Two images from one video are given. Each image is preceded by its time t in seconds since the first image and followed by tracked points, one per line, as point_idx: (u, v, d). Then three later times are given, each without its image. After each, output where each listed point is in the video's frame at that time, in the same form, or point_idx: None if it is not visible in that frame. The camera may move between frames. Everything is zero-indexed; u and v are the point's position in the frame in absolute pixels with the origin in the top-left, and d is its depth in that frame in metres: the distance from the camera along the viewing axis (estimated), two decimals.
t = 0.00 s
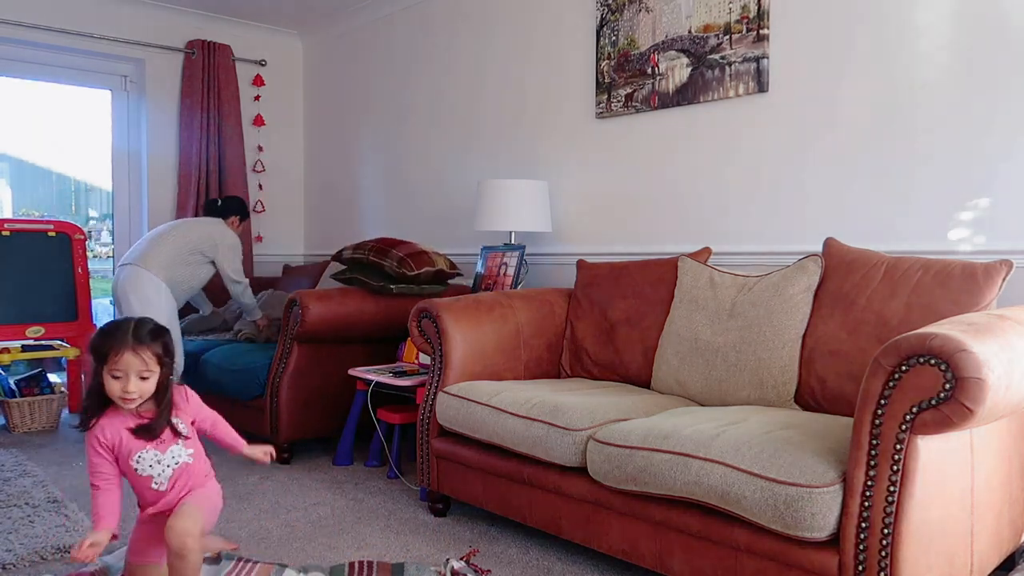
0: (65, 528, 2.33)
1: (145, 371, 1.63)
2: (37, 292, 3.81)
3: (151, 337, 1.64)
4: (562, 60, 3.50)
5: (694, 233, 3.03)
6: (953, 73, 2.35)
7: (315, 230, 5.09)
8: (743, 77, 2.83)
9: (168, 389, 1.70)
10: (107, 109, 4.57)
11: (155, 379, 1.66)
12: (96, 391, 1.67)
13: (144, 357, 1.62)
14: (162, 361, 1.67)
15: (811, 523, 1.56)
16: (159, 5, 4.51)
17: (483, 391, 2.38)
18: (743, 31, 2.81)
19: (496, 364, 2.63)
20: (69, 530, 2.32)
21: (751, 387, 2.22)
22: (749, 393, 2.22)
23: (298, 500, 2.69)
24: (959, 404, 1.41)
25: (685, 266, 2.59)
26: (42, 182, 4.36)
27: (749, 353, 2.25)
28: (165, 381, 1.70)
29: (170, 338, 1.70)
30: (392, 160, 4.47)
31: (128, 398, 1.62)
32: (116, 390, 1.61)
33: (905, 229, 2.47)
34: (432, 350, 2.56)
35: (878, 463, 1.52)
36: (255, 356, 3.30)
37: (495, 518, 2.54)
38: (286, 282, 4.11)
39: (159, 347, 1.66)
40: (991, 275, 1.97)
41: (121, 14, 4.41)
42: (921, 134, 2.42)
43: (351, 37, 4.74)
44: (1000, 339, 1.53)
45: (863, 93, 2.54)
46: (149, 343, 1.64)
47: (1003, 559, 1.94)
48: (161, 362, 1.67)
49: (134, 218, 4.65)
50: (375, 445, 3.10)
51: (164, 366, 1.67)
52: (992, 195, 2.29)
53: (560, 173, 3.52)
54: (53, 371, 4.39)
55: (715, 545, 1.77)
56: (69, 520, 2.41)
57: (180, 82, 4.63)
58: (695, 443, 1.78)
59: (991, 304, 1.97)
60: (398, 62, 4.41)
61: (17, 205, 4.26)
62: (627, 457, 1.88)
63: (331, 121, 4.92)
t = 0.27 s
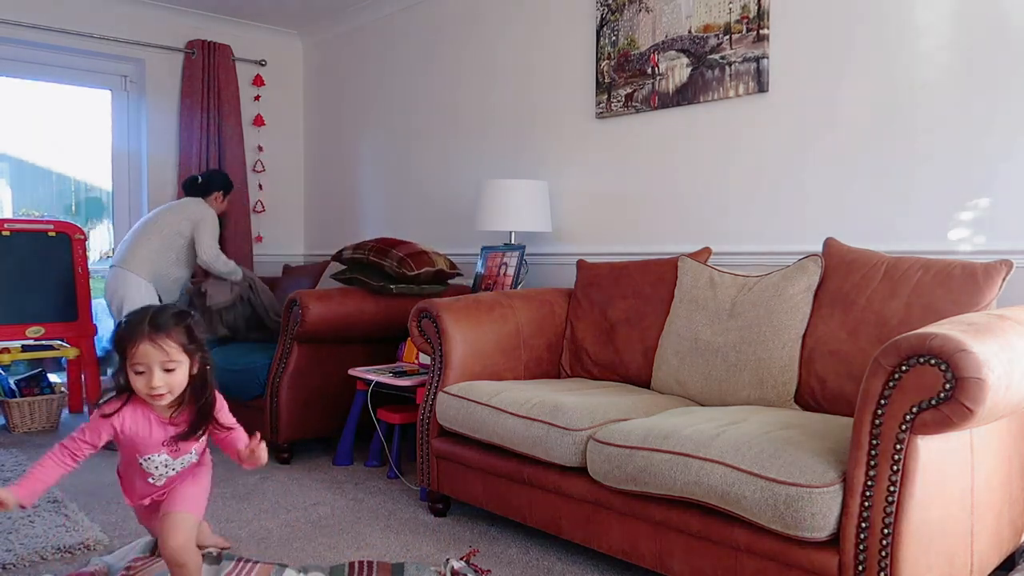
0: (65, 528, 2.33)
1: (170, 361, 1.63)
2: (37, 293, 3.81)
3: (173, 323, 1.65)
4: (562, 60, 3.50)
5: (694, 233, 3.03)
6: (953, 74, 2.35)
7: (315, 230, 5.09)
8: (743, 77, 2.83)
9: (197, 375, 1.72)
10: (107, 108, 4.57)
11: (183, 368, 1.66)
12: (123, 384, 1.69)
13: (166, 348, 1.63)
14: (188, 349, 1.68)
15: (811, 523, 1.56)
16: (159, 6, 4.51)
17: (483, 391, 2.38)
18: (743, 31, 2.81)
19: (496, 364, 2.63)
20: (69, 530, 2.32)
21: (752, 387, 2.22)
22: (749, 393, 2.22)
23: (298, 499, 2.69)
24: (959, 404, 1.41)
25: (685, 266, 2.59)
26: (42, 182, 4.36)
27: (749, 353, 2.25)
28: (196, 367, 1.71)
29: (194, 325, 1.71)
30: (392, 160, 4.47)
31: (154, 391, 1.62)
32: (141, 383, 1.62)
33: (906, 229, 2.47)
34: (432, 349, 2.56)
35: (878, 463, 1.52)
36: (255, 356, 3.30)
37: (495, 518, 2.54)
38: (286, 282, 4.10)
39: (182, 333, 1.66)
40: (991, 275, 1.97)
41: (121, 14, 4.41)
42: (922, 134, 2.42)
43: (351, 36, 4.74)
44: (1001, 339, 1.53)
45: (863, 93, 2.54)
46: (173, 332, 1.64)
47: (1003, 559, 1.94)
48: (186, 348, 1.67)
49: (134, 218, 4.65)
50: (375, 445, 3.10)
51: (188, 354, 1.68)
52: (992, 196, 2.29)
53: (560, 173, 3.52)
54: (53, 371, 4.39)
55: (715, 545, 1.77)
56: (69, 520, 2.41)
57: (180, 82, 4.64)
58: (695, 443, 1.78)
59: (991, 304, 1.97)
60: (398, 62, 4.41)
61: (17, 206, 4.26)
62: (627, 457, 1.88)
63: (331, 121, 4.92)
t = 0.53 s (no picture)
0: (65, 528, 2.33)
1: (136, 325, 1.42)
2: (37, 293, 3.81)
3: (135, 282, 1.44)
4: (562, 59, 3.50)
5: (694, 233, 3.03)
6: (953, 74, 2.35)
7: (315, 230, 5.09)
8: (743, 77, 2.83)
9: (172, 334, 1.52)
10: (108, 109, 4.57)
11: (149, 330, 1.45)
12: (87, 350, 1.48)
13: (129, 313, 1.42)
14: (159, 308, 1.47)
15: (812, 523, 1.56)
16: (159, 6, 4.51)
17: (483, 391, 2.38)
18: (743, 31, 2.81)
19: (495, 364, 2.63)
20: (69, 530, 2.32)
21: (752, 387, 2.22)
22: (749, 393, 2.22)
23: (298, 500, 2.69)
24: (959, 404, 1.41)
25: (685, 266, 2.59)
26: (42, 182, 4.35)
27: (749, 353, 2.24)
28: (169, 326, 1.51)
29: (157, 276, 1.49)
30: (392, 160, 4.47)
31: (122, 361, 1.42)
32: (107, 353, 1.42)
33: (906, 229, 2.47)
34: (432, 349, 2.56)
35: (878, 463, 1.52)
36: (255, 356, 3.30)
37: (495, 518, 2.54)
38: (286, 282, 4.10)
39: (144, 287, 1.45)
40: (991, 275, 1.97)
41: (121, 14, 4.42)
42: (922, 135, 2.42)
43: (351, 36, 4.74)
44: (1001, 339, 1.53)
45: (864, 93, 2.54)
46: (135, 293, 1.43)
47: (1003, 559, 1.94)
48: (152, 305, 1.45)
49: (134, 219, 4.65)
50: (375, 445, 3.10)
51: (158, 315, 1.47)
52: (992, 196, 2.29)
53: (560, 173, 3.52)
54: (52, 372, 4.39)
55: (715, 546, 1.77)
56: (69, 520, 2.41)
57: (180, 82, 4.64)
58: (695, 443, 1.78)
59: (991, 304, 1.97)
60: (398, 61, 4.41)
61: (18, 206, 4.25)
62: (627, 457, 1.88)
63: (331, 121, 4.92)
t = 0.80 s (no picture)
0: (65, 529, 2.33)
1: (73, 325, 0.93)
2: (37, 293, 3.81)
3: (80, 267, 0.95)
4: (562, 59, 3.50)
5: (694, 233, 3.03)
6: (953, 74, 2.35)
7: (315, 230, 5.09)
8: (743, 77, 2.82)
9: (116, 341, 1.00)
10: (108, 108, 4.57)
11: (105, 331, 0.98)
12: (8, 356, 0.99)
13: (67, 305, 0.92)
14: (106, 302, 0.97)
15: (811, 523, 1.56)
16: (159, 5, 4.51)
17: (483, 391, 2.38)
18: (743, 31, 2.81)
19: (495, 363, 2.63)
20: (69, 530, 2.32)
21: (751, 387, 2.22)
22: (749, 393, 2.22)
23: (299, 500, 2.68)
24: (959, 404, 1.41)
25: (685, 265, 2.59)
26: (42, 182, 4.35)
27: (749, 353, 2.24)
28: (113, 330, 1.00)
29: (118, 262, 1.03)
30: (392, 159, 4.47)
31: (53, 373, 0.92)
32: (32, 362, 0.92)
33: (905, 230, 2.47)
34: (432, 349, 2.56)
35: (878, 463, 1.52)
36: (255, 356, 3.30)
37: (495, 518, 2.54)
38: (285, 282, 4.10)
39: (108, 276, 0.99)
40: (991, 275, 1.97)
41: (121, 14, 4.41)
42: (922, 135, 2.42)
43: (350, 36, 4.74)
44: (1000, 339, 1.53)
45: (864, 92, 2.54)
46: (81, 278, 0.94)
47: (1003, 559, 1.94)
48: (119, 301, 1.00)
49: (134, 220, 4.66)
50: (375, 445, 3.10)
51: (105, 312, 0.97)
52: (992, 196, 2.29)
53: (560, 173, 3.52)
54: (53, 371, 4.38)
55: (715, 546, 1.77)
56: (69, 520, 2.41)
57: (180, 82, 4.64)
58: (695, 443, 1.78)
59: (991, 304, 1.97)
60: (397, 61, 4.42)
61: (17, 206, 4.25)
62: (627, 457, 1.88)
63: (330, 121, 4.92)
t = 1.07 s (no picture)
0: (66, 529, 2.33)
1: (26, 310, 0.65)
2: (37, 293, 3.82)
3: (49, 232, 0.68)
4: (563, 59, 3.49)
5: (694, 233, 3.03)
6: (953, 74, 2.35)
7: (315, 230, 5.09)
8: (743, 77, 2.83)
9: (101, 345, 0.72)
10: (108, 109, 4.57)
11: (88, 332, 0.70)
12: None
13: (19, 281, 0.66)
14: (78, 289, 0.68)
15: (812, 523, 1.56)
16: (159, 6, 4.51)
17: (483, 391, 2.38)
18: (743, 31, 2.81)
19: (495, 363, 2.63)
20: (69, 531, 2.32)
21: (751, 387, 2.22)
22: (749, 393, 2.22)
23: (299, 500, 2.68)
24: (959, 404, 1.41)
25: (685, 265, 2.59)
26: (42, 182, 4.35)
27: (749, 353, 2.24)
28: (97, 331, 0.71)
29: (120, 240, 0.74)
30: (392, 159, 4.47)
31: None
32: None
33: (905, 230, 2.47)
34: (432, 349, 2.56)
35: (878, 463, 1.52)
36: (255, 356, 3.30)
37: (495, 518, 2.54)
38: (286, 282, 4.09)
39: (93, 261, 0.70)
40: (990, 275, 1.97)
41: (121, 14, 4.41)
42: (922, 135, 2.42)
43: (350, 36, 4.74)
44: (1000, 339, 1.53)
45: (863, 93, 2.54)
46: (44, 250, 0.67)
47: (1003, 560, 1.94)
48: (114, 295, 0.71)
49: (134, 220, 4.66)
50: (375, 445, 3.10)
51: (78, 298, 0.68)
52: (992, 196, 2.29)
53: (560, 172, 3.52)
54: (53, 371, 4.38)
55: (715, 545, 1.77)
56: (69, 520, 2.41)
57: (180, 82, 4.64)
58: (695, 443, 1.78)
59: (991, 304, 1.97)
60: (397, 61, 4.41)
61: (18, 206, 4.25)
62: (627, 457, 1.88)
63: (330, 121, 4.92)
